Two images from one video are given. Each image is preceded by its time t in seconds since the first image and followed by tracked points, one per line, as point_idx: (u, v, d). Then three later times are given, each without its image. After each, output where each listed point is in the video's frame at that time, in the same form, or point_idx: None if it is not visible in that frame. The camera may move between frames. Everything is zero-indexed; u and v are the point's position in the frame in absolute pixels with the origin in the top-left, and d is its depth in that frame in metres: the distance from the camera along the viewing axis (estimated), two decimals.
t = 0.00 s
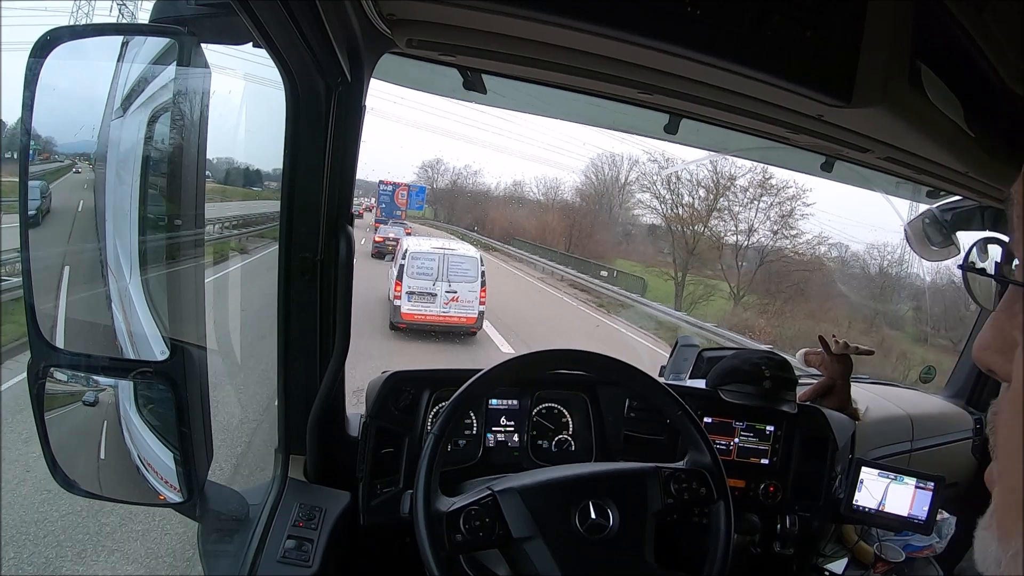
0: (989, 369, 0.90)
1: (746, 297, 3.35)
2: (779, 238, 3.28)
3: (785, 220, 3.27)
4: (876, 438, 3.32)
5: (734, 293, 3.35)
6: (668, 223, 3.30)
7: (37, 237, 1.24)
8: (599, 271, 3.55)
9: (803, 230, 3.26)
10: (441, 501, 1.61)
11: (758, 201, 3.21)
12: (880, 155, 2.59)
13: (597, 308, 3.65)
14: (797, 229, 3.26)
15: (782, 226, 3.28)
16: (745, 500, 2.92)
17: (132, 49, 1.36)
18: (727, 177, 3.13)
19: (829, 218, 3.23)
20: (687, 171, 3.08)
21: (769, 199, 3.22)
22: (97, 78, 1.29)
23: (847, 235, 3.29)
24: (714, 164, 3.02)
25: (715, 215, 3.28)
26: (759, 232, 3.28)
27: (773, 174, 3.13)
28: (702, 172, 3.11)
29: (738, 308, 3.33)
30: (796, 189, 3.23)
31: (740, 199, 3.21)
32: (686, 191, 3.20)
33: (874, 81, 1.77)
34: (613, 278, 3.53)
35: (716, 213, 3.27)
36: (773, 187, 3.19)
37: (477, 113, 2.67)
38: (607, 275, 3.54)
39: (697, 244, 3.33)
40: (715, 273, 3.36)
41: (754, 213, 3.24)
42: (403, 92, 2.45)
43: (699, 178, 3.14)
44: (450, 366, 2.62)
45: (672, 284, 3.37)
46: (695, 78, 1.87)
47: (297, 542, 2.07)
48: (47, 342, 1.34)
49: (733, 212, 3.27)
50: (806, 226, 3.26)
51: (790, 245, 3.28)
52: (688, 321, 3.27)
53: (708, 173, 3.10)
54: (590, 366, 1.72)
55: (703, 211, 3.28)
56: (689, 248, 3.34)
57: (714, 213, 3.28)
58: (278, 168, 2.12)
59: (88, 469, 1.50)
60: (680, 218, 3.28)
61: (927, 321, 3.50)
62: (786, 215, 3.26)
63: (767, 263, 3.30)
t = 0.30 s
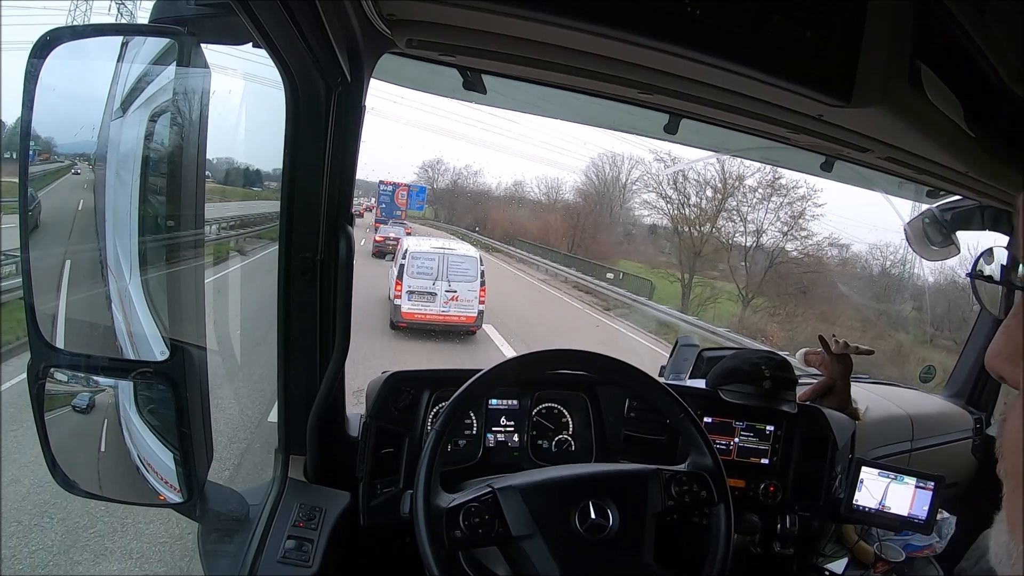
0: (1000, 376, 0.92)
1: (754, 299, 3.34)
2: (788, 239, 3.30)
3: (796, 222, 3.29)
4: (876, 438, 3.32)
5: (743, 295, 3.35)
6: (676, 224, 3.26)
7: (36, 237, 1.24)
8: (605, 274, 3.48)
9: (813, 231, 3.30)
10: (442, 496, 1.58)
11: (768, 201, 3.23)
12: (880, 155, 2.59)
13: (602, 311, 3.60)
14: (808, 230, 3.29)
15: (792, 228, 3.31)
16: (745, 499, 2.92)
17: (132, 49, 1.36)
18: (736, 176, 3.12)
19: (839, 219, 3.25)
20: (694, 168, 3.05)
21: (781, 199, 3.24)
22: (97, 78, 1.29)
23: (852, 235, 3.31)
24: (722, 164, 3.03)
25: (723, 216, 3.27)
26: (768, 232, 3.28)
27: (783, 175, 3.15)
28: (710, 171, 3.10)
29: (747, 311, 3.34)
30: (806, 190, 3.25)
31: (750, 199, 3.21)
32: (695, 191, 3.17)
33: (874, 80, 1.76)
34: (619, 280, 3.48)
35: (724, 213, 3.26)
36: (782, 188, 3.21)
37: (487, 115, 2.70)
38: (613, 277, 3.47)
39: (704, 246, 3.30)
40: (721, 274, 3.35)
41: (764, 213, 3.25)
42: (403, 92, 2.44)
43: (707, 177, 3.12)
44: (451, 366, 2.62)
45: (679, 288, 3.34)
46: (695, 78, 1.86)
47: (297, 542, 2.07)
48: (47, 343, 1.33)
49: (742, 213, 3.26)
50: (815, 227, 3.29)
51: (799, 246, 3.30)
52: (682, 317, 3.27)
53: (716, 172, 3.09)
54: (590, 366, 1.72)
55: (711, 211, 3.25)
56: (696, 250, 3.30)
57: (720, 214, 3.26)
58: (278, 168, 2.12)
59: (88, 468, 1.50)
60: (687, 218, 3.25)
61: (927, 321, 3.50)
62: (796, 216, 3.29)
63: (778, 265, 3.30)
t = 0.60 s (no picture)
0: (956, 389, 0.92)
1: (763, 301, 3.43)
2: (799, 240, 3.42)
3: (807, 222, 3.40)
4: (876, 438, 3.32)
5: (752, 298, 3.43)
6: (683, 224, 3.37)
7: (39, 236, 1.26)
8: (611, 275, 3.52)
9: (824, 232, 3.42)
10: (445, 478, 1.62)
11: (779, 202, 3.36)
12: (880, 155, 2.59)
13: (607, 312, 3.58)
14: (819, 230, 3.41)
15: (802, 229, 3.43)
16: (745, 499, 2.92)
17: (131, 49, 1.36)
18: (746, 178, 3.22)
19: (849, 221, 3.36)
20: (702, 168, 3.11)
21: (790, 200, 3.36)
22: (97, 79, 1.29)
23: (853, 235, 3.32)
24: (731, 166, 3.13)
25: (730, 218, 3.40)
26: (779, 233, 3.43)
27: (794, 177, 3.24)
28: (717, 172, 3.20)
29: (757, 313, 3.39)
30: (818, 191, 3.34)
31: (759, 200, 3.34)
32: (705, 193, 3.30)
33: (875, 80, 1.76)
34: (626, 283, 3.52)
35: (733, 213, 3.38)
36: (793, 189, 3.31)
37: (489, 116, 2.71)
38: (620, 279, 3.51)
39: (712, 247, 3.39)
40: (725, 275, 3.43)
41: (775, 214, 3.39)
42: (402, 92, 2.44)
43: (715, 178, 3.23)
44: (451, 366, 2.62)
45: (686, 289, 3.38)
46: (695, 77, 1.86)
47: (297, 542, 2.07)
48: (47, 342, 1.35)
49: (751, 213, 3.39)
50: (826, 228, 3.42)
51: (808, 248, 3.42)
52: (682, 317, 3.26)
53: (723, 172, 3.19)
54: (591, 366, 1.72)
55: (719, 211, 3.38)
56: (704, 252, 3.39)
57: (728, 213, 3.39)
58: (278, 168, 2.13)
59: (88, 468, 1.52)
60: (694, 219, 3.36)
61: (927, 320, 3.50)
62: (807, 217, 3.40)
63: (787, 267, 3.41)
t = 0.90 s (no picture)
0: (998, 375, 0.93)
1: (773, 305, 3.33)
2: (810, 242, 3.27)
3: (818, 224, 3.27)
4: (876, 438, 3.32)
5: (761, 300, 3.34)
6: (688, 225, 3.27)
7: (38, 236, 1.26)
8: (618, 278, 3.43)
9: (836, 233, 3.29)
10: (444, 480, 1.61)
11: (790, 201, 3.23)
12: (880, 155, 2.59)
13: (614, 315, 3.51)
14: (831, 232, 3.28)
15: (814, 230, 3.29)
16: (745, 499, 2.92)
17: (132, 50, 1.36)
18: (755, 176, 3.14)
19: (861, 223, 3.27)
20: (707, 167, 3.11)
21: (802, 201, 3.24)
22: (97, 78, 1.29)
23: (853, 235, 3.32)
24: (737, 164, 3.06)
25: (739, 218, 3.28)
26: (789, 235, 3.27)
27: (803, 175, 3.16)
28: (725, 171, 3.15)
29: (766, 316, 3.32)
30: (829, 191, 3.24)
31: (768, 200, 3.22)
32: (710, 191, 3.20)
33: (874, 80, 1.76)
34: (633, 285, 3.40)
35: (741, 213, 3.27)
36: (803, 188, 3.20)
37: (492, 116, 2.71)
38: (627, 281, 3.41)
39: (719, 250, 3.30)
40: (731, 276, 3.33)
41: (785, 214, 3.25)
42: (403, 91, 2.44)
43: (723, 177, 3.17)
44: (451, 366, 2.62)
45: (693, 291, 3.34)
46: (694, 78, 1.86)
47: (297, 542, 2.07)
48: (47, 343, 1.34)
49: (761, 214, 3.27)
50: (839, 229, 3.29)
51: (818, 249, 3.28)
52: (682, 317, 3.30)
53: (731, 172, 3.14)
54: (591, 367, 1.72)
55: (727, 212, 3.27)
56: (712, 254, 3.30)
57: (736, 214, 3.27)
58: (278, 168, 2.13)
59: (87, 467, 1.52)
60: (700, 219, 3.27)
61: (926, 321, 3.51)
62: (819, 218, 3.27)
63: (796, 270, 3.28)
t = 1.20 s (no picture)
0: (1004, 376, 0.94)
1: (783, 306, 3.29)
2: (822, 243, 3.26)
3: (830, 224, 3.25)
4: (876, 437, 3.32)
5: (771, 304, 3.30)
6: (697, 226, 3.29)
7: (38, 237, 1.27)
8: (625, 281, 3.49)
9: (849, 234, 3.27)
10: (445, 474, 1.61)
11: (800, 201, 3.22)
12: (880, 155, 2.59)
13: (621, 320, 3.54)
14: (843, 233, 3.25)
15: (825, 231, 3.27)
16: (745, 499, 2.92)
17: (132, 50, 1.36)
18: (765, 176, 3.11)
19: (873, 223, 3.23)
20: (716, 167, 3.08)
21: (813, 201, 3.22)
22: (97, 78, 1.29)
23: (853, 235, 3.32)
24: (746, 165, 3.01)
25: (749, 218, 3.27)
26: (799, 236, 3.28)
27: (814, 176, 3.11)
28: (734, 170, 3.11)
29: (778, 321, 3.27)
30: (841, 191, 3.20)
31: (778, 200, 3.22)
32: (719, 191, 3.21)
33: (875, 80, 1.76)
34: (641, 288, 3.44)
35: (751, 213, 3.26)
36: (815, 188, 3.18)
37: (492, 116, 2.71)
38: (634, 284, 3.46)
39: (727, 251, 3.30)
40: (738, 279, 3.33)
41: (796, 215, 3.24)
42: (404, 91, 2.44)
43: (731, 177, 3.15)
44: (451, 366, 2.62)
45: (700, 294, 3.34)
46: (694, 77, 1.86)
47: (297, 542, 2.07)
48: (47, 343, 1.35)
49: (771, 214, 3.26)
50: (852, 230, 3.26)
51: (831, 249, 3.26)
52: (683, 318, 3.27)
53: (740, 171, 3.10)
54: (591, 366, 1.72)
55: (736, 212, 3.27)
56: (720, 255, 3.31)
57: (746, 215, 3.27)
58: (278, 168, 2.13)
59: (88, 468, 1.54)
60: (708, 219, 3.28)
61: (926, 320, 3.51)
62: (830, 219, 3.25)
63: (807, 272, 3.29)
